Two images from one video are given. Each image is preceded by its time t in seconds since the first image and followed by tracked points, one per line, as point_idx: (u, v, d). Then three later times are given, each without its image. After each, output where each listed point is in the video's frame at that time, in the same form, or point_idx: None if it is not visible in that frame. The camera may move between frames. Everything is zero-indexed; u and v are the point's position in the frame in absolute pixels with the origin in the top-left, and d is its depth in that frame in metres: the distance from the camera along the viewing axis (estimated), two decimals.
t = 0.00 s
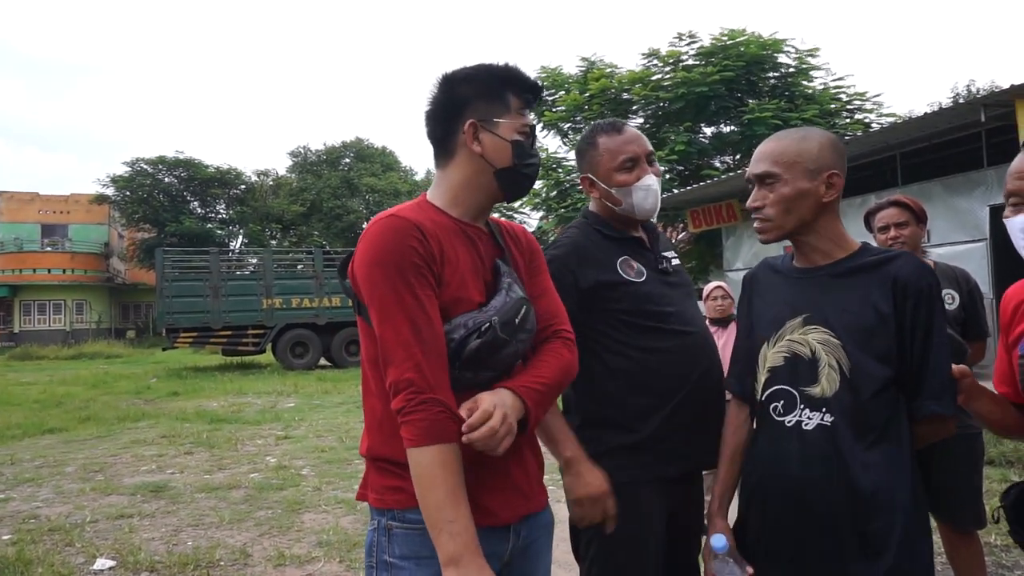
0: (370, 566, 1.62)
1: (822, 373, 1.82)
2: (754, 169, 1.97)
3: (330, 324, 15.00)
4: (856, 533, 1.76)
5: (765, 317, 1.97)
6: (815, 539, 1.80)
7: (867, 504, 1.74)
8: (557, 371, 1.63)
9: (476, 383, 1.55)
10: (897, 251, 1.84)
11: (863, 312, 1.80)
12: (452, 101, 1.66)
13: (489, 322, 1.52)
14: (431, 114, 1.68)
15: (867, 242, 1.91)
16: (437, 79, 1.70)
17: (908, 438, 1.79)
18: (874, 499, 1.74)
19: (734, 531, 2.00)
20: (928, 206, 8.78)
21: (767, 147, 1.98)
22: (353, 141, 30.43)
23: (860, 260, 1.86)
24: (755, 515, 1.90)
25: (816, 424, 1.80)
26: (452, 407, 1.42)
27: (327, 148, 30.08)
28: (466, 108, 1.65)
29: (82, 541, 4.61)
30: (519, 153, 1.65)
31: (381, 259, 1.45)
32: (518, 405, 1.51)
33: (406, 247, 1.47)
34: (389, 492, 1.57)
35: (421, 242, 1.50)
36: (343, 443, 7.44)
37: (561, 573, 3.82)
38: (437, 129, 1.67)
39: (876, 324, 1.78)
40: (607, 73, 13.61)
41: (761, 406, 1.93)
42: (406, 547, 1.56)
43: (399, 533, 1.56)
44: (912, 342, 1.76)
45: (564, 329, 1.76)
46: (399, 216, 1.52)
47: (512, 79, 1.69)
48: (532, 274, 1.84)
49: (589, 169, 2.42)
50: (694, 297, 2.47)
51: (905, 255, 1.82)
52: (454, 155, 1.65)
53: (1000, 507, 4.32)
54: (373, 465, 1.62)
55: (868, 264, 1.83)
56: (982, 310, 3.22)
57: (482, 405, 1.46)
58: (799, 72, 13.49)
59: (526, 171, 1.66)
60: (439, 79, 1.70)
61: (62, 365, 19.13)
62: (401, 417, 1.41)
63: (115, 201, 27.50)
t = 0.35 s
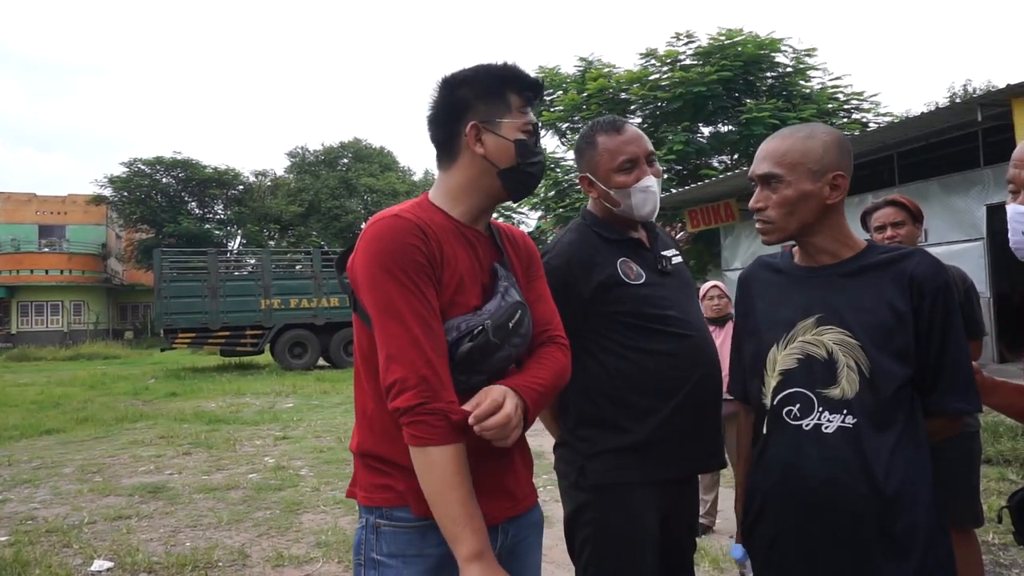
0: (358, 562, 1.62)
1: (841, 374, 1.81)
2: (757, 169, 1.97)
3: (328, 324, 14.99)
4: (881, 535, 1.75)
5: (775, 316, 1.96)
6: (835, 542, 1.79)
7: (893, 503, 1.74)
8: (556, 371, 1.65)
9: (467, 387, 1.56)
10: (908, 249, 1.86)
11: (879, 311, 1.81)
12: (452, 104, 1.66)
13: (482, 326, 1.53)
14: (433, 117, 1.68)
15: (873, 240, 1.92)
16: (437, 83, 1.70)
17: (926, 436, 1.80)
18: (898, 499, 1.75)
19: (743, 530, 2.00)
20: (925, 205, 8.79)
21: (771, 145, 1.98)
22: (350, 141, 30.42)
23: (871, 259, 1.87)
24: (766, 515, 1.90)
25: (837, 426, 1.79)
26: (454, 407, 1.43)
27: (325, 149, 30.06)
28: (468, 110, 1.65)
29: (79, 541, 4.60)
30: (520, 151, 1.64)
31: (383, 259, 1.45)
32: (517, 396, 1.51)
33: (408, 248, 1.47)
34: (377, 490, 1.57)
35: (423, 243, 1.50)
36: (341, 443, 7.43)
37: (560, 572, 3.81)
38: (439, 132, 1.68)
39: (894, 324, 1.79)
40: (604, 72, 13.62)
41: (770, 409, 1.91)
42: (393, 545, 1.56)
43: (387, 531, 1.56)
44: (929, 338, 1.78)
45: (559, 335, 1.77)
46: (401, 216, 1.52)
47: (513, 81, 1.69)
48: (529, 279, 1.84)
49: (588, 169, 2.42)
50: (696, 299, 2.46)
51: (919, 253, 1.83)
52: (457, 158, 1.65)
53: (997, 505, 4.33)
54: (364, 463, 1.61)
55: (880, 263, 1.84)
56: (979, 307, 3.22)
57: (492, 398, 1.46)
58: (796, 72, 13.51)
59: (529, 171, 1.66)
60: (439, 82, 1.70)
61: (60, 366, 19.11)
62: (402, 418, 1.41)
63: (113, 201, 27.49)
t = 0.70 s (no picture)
0: (352, 563, 1.62)
1: (828, 372, 1.82)
2: (739, 175, 1.98)
3: (327, 325, 14.98)
4: (868, 535, 1.75)
5: (771, 312, 1.97)
6: (823, 539, 1.80)
7: (879, 502, 1.74)
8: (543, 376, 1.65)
9: (459, 390, 1.56)
10: (901, 246, 1.84)
11: (868, 309, 1.80)
12: (459, 102, 1.66)
13: (476, 330, 1.53)
14: (438, 114, 1.68)
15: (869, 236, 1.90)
16: (443, 80, 1.70)
17: (917, 433, 1.79)
18: (886, 497, 1.74)
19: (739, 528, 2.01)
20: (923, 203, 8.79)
21: (749, 152, 1.98)
22: (349, 142, 30.41)
23: (862, 255, 1.85)
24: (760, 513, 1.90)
25: (824, 423, 1.80)
26: (441, 413, 1.43)
27: (323, 149, 30.04)
28: (472, 110, 1.65)
29: (80, 543, 4.60)
30: (521, 156, 1.64)
31: (380, 262, 1.45)
32: (505, 419, 1.51)
33: (405, 252, 1.47)
34: (369, 490, 1.57)
35: (419, 247, 1.50)
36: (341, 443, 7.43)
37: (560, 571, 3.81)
38: (444, 130, 1.67)
39: (883, 322, 1.78)
40: (603, 71, 13.62)
41: (763, 405, 1.93)
42: (384, 545, 1.56)
43: (378, 531, 1.56)
44: (920, 337, 1.76)
45: (552, 340, 1.77)
46: (398, 217, 1.52)
47: (518, 83, 1.68)
48: (527, 280, 1.84)
49: (580, 172, 2.43)
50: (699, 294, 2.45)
51: (911, 250, 1.81)
52: (458, 157, 1.65)
53: (998, 502, 4.33)
54: (355, 462, 1.62)
55: (872, 260, 1.83)
56: (976, 304, 3.22)
57: (479, 419, 1.49)
58: (794, 70, 13.51)
59: (531, 176, 1.66)
60: (447, 79, 1.70)
61: (59, 368, 19.10)
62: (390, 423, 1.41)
63: (112, 203, 27.48)
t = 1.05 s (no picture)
0: (354, 562, 1.63)
1: (828, 370, 1.82)
2: (741, 170, 1.98)
3: (328, 323, 14.99)
4: (869, 533, 1.76)
5: (775, 311, 1.97)
6: (824, 538, 1.80)
7: (879, 500, 1.74)
8: (539, 376, 1.67)
9: (459, 388, 1.57)
10: (900, 243, 1.84)
11: (868, 307, 1.80)
12: (466, 99, 1.66)
13: (473, 328, 1.54)
14: (444, 107, 1.68)
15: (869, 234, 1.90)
16: (454, 74, 1.70)
17: (917, 431, 1.79)
18: (885, 496, 1.74)
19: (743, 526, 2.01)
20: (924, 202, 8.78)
21: (750, 149, 1.99)
22: (350, 140, 30.40)
23: (862, 253, 1.85)
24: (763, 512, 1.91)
25: (825, 421, 1.81)
26: (441, 409, 1.43)
27: (325, 148, 30.03)
28: (479, 109, 1.65)
29: (81, 541, 4.61)
30: (522, 161, 1.65)
31: (377, 262, 1.45)
32: (507, 440, 1.52)
33: (403, 251, 1.47)
34: (371, 490, 1.58)
35: (416, 246, 1.50)
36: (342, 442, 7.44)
37: (560, 570, 3.82)
38: (447, 125, 1.68)
39: (882, 320, 1.78)
40: (604, 70, 13.62)
41: (766, 404, 1.94)
42: (386, 545, 1.56)
43: (380, 530, 1.57)
44: (919, 334, 1.76)
45: (548, 337, 1.77)
46: (395, 217, 1.52)
47: (527, 88, 1.69)
48: (525, 277, 1.85)
49: (584, 174, 2.43)
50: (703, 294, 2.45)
51: (910, 248, 1.81)
52: (460, 153, 1.65)
53: (997, 502, 4.33)
54: (358, 462, 1.62)
55: (872, 258, 1.83)
56: (976, 303, 3.23)
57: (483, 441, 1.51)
58: (795, 69, 13.51)
59: (529, 182, 1.66)
60: (458, 73, 1.70)
61: (60, 366, 19.12)
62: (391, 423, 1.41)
63: (113, 201, 27.49)
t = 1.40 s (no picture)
0: (361, 562, 1.63)
1: (838, 366, 1.82)
2: (770, 159, 1.97)
3: (332, 322, 15.01)
4: (877, 530, 1.76)
5: (784, 308, 1.97)
6: (832, 536, 1.80)
7: (887, 498, 1.74)
8: (546, 376, 1.68)
9: (466, 387, 1.57)
10: (912, 241, 1.83)
11: (879, 304, 1.80)
12: (468, 97, 1.66)
13: (480, 327, 1.54)
14: (445, 105, 1.68)
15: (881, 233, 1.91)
16: (455, 72, 1.70)
17: (926, 428, 1.79)
18: (894, 493, 1.74)
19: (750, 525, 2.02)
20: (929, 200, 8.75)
21: (780, 137, 1.99)
22: (354, 139, 30.41)
23: (874, 251, 1.85)
24: (769, 509, 1.91)
25: (834, 417, 1.81)
26: (452, 409, 1.43)
27: (328, 146, 30.03)
28: (480, 107, 1.65)
29: (87, 539, 4.62)
30: (523, 158, 1.65)
31: (384, 264, 1.46)
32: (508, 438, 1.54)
33: (409, 252, 1.47)
34: (378, 490, 1.58)
35: (422, 245, 1.51)
36: (346, 440, 7.44)
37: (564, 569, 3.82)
38: (449, 123, 1.68)
39: (894, 317, 1.78)
40: (608, 68, 13.61)
41: (774, 401, 1.94)
42: (394, 545, 1.57)
43: (388, 530, 1.57)
44: (930, 331, 1.76)
45: (551, 335, 1.78)
46: (400, 217, 1.52)
47: (529, 86, 1.69)
48: (527, 275, 1.85)
49: (592, 173, 2.43)
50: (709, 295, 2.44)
51: (922, 245, 1.80)
52: (462, 151, 1.65)
53: (1002, 501, 4.32)
54: (364, 463, 1.62)
55: (884, 257, 1.82)
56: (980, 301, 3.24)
57: (496, 448, 1.52)
58: (800, 67, 13.49)
59: (532, 179, 1.67)
60: (459, 71, 1.70)
61: (66, 365, 19.17)
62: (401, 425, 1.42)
63: (118, 200, 27.54)
